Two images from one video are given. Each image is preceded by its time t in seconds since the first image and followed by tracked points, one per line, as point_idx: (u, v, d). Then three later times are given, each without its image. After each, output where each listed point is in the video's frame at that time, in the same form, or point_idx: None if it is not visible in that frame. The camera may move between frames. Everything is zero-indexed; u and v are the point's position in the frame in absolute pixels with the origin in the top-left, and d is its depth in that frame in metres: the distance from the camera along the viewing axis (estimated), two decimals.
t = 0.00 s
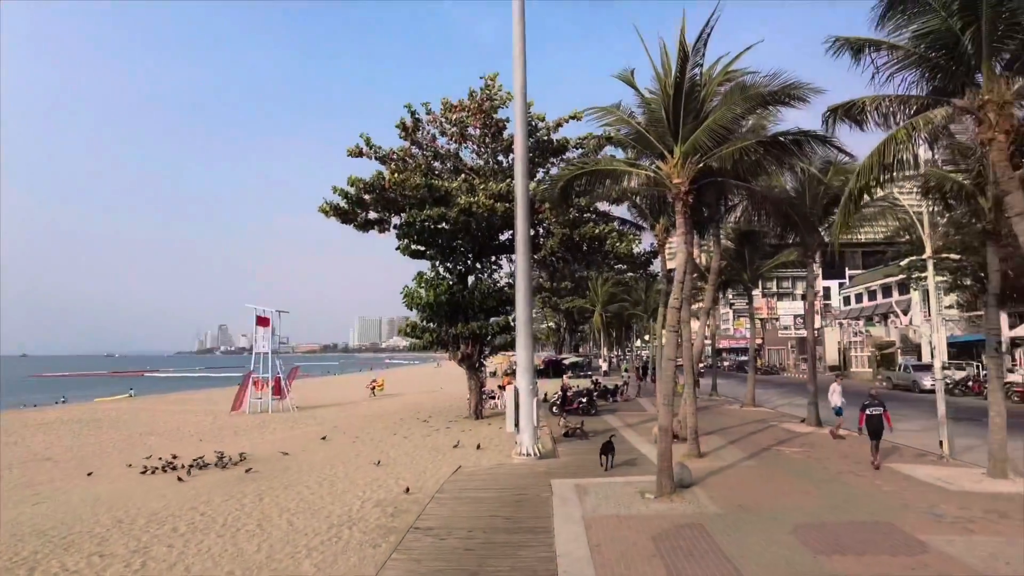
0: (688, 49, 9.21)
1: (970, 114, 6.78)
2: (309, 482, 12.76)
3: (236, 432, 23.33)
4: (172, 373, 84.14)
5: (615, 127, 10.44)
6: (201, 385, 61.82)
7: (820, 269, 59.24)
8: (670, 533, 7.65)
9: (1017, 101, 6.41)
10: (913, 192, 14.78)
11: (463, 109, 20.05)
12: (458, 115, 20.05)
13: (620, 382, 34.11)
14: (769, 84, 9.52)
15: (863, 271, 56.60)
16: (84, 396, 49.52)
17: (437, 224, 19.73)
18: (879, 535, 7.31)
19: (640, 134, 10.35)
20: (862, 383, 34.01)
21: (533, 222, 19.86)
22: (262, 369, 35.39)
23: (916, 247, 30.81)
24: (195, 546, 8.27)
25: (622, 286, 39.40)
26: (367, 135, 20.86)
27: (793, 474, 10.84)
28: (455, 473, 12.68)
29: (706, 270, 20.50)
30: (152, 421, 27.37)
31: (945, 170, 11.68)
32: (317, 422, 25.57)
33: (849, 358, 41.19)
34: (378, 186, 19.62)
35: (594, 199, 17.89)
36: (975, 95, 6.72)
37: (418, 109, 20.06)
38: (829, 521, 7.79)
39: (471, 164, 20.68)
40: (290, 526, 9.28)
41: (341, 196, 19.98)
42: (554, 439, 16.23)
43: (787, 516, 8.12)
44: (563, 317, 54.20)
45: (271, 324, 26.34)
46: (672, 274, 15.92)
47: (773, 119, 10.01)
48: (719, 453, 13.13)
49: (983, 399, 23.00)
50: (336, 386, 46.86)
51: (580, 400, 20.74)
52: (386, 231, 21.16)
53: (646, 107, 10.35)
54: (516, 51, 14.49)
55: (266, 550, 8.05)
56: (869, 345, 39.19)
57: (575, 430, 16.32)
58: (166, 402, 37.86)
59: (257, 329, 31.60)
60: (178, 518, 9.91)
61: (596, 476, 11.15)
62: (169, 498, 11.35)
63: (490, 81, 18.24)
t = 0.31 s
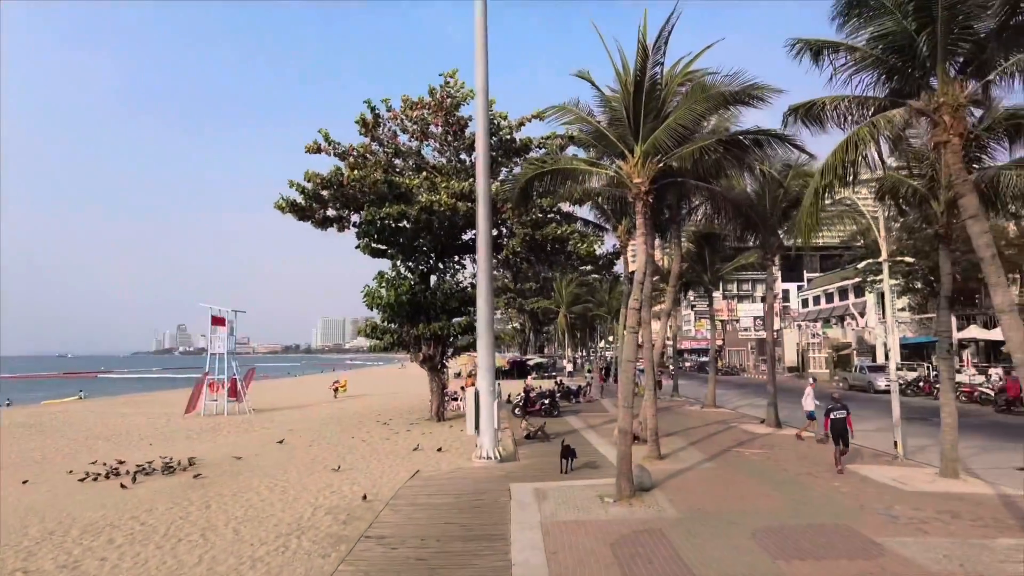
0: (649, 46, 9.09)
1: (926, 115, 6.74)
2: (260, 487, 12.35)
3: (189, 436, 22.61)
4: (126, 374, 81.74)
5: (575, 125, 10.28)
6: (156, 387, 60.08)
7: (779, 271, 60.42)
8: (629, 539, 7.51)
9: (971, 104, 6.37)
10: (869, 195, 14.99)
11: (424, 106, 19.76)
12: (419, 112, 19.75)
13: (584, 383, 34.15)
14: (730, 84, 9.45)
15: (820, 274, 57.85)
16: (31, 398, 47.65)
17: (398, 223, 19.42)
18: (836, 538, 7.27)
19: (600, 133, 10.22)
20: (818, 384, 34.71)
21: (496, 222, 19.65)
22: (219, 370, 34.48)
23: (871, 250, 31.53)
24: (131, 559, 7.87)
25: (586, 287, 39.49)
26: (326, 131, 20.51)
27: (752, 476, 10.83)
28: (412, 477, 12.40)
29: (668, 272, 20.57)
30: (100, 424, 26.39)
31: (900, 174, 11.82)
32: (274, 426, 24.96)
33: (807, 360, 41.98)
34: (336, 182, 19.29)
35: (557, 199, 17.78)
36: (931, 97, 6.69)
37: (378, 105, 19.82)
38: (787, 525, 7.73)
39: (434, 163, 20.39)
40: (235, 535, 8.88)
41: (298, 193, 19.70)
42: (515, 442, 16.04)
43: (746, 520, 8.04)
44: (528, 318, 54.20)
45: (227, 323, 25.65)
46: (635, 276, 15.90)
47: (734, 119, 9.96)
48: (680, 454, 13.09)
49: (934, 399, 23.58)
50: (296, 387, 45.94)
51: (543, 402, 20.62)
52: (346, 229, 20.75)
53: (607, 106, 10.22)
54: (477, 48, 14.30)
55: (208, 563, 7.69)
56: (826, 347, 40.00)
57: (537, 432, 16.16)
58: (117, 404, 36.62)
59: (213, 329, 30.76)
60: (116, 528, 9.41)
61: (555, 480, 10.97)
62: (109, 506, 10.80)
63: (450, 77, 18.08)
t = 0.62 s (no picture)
0: (636, 36, 8.80)
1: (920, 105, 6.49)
2: (235, 489, 11.99)
3: (167, 437, 22.15)
4: (109, 373, 80.78)
5: (560, 117, 9.95)
6: (139, 386, 59.31)
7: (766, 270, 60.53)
8: (613, 544, 7.23)
9: (967, 93, 6.12)
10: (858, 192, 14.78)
11: (408, 100, 19.42)
12: (403, 107, 19.40)
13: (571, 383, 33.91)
14: (716, 73, 9.17)
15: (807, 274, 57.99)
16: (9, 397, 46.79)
17: (381, 218, 19.13)
18: (826, 543, 7.03)
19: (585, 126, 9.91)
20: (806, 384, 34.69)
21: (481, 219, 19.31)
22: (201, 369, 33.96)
23: (858, 250, 31.47)
24: (92, 567, 7.51)
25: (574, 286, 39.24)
26: (308, 123, 20.32)
27: (740, 478, 10.59)
28: (392, 479, 12.07)
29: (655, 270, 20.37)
30: (77, 424, 25.84)
31: (890, 169, 11.60)
32: (255, 426, 24.54)
33: (794, 359, 42.00)
34: (317, 176, 19.04)
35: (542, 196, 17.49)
36: (925, 85, 6.43)
37: (361, 99, 19.60)
38: (775, 529, 7.50)
39: (419, 158, 20.05)
40: (204, 541, 8.51)
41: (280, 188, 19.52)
42: (500, 442, 15.75)
43: (734, 524, 7.80)
44: (515, 318, 53.98)
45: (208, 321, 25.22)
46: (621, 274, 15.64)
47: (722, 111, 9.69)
48: (666, 455, 12.85)
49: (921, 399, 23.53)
50: (281, 387, 45.42)
51: (529, 401, 20.35)
52: (328, 225, 20.40)
53: (592, 99, 9.93)
54: (461, 40, 14.01)
55: (173, 570, 7.34)
56: (813, 346, 40.01)
57: (522, 432, 15.86)
58: (97, 403, 36.00)
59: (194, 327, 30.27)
60: (80, 532, 9.01)
61: (539, 481, 10.68)
62: (75, 509, 10.38)
63: (433, 71, 17.84)
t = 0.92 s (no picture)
0: (628, 25, 8.60)
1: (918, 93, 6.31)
2: (222, 487, 11.80)
3: (157, 433, 21.91)
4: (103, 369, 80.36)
5: (551, 109, 9.76)
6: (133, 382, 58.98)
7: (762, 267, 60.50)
8: (604, 544, 7.07)
9: (966, 81, 5.94)
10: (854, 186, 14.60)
11: (401, 93, 19.21)
12: (395, 100, 19.18)
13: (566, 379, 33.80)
14: (707, 58, 8.98)
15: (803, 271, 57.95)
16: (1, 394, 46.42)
17: (373, 212, 18.97)
18: (821, 543, 6.88)
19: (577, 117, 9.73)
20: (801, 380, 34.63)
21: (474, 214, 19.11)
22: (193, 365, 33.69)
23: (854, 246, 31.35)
24: (69, 568, 7.31)
25: (569, 282, 39.08)
26: (300, 117, 20.31)
27: (734, 476, 10.44)
28: (382, 477, 11.88)
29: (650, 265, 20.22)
30: (67, 420, 25.58)
31: (887, 163, 11.44)
32: (246, 422, 24.31)
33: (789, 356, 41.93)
34: (307, 169, 18.85)
35: (536, 190, 17.30)
36: (925, 73, 6.24)
37: (353, 92, 19.42)
38: (769, 529, 7.34)
39: (412, 152, 19.84)
40: (186, 541, 8.31)
41: (271, 182, 19.35)
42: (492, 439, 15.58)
43: (727, 523, 7.64)
44: (511, 314, 53.85)
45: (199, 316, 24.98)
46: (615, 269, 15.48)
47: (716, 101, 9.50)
48: (660, 453, 12.70)
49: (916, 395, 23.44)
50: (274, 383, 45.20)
51: (523, 398, 20.22)
52: (320, 219, 20.21)
53: (584, 89, 9.76)
54: (452, 32, 13.80)
55: (152, 571, 7.14)
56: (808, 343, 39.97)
57: (515, 429, 15.69)
58: (88, 399, 35.72)
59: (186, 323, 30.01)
60: (59, 532, 8.79)
61: (530, 479, 10.51)
62: (57, 508, 10.16)
63: (425, 63, 17.64)
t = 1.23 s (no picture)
0: (618, 17, 8.41)
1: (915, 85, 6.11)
2: (207, 490, 11.56)
3: (146, 434, 21.67)
4: (98, 369, 80.01)
5: (541, 104, 9.55)
6: (127, 382, 58.65)
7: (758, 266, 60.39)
8: (593, 550, 6.85)
9: (966, 73, 5.72)
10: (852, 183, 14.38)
11: (394, 90, 18.99)
12: (388, 97, 18.96)
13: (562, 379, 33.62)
14: (700, 51, 8.74)
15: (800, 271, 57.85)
16: None
17: (365, 210, 18.78)
18: (817, 550, 6.67)
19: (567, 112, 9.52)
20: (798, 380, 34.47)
21: (468, 212, 18.90)
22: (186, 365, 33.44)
23: (851, 246, 31.20)
24: None
25: (566, 282, 38.89)
26: (292, 114, 20.12)
27: (729, 478, 10.23)
28: (371, 480, 11.65)
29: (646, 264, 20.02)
30: (57, 421, 25.32)
31: (885, 159, 11.21)
32: (238, 423, 24.11)
33: (787, 356, 41.74)
34: (298, 167, 18.63)
35: (529, 187, 17.10)
36: (925, 65, 6.03)
37: (345, 89, 19.24)
38: (763, 534, 7.14)
39: (405, 150, 19.62)
40: (166, 547, 8.08)
41: (262, 180, 19.13)
42: (485, 441, 15.35)
43: (720, 528, 7.44)
44: (507, 314, 53.69)
45: (191, 316, 24.80)
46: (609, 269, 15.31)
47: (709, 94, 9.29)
48: (654, 454, 12.48)
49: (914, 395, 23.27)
50: (269, 383, 45.01)
51: (517, 398, 20.01)
52: (312, 217, 19.99)
53: (575, 83, 9.57)
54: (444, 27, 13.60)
55: None
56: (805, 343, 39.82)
57: (508, 430, 15.47)
58: (80, 400, 35.45)
59: (179, 323, 29.78)
60: (35, 539, 8.56)
61: (521, 483, 10.29)
62: (36, 513, 9.92)
63: (418, 60, 17.45)
